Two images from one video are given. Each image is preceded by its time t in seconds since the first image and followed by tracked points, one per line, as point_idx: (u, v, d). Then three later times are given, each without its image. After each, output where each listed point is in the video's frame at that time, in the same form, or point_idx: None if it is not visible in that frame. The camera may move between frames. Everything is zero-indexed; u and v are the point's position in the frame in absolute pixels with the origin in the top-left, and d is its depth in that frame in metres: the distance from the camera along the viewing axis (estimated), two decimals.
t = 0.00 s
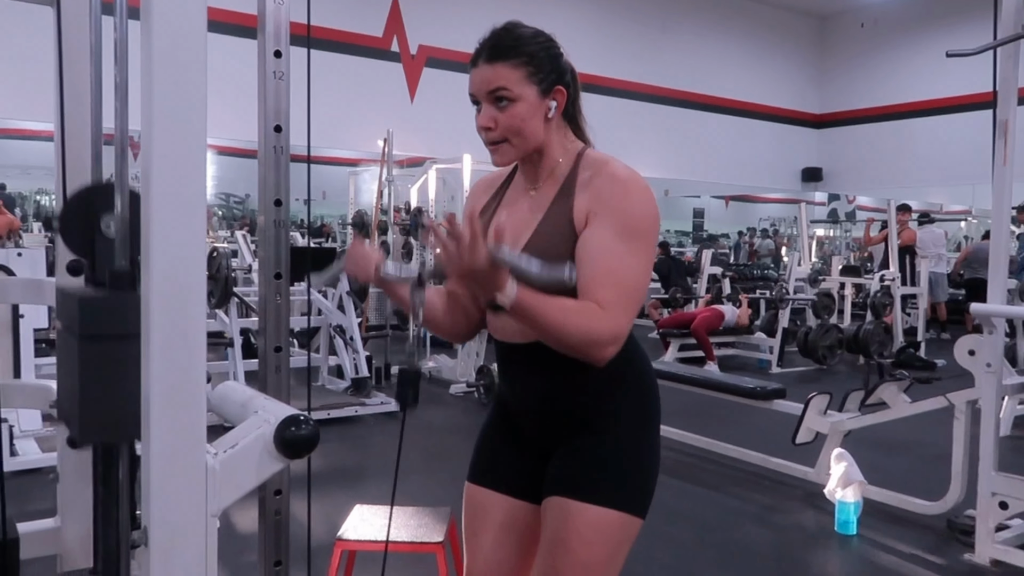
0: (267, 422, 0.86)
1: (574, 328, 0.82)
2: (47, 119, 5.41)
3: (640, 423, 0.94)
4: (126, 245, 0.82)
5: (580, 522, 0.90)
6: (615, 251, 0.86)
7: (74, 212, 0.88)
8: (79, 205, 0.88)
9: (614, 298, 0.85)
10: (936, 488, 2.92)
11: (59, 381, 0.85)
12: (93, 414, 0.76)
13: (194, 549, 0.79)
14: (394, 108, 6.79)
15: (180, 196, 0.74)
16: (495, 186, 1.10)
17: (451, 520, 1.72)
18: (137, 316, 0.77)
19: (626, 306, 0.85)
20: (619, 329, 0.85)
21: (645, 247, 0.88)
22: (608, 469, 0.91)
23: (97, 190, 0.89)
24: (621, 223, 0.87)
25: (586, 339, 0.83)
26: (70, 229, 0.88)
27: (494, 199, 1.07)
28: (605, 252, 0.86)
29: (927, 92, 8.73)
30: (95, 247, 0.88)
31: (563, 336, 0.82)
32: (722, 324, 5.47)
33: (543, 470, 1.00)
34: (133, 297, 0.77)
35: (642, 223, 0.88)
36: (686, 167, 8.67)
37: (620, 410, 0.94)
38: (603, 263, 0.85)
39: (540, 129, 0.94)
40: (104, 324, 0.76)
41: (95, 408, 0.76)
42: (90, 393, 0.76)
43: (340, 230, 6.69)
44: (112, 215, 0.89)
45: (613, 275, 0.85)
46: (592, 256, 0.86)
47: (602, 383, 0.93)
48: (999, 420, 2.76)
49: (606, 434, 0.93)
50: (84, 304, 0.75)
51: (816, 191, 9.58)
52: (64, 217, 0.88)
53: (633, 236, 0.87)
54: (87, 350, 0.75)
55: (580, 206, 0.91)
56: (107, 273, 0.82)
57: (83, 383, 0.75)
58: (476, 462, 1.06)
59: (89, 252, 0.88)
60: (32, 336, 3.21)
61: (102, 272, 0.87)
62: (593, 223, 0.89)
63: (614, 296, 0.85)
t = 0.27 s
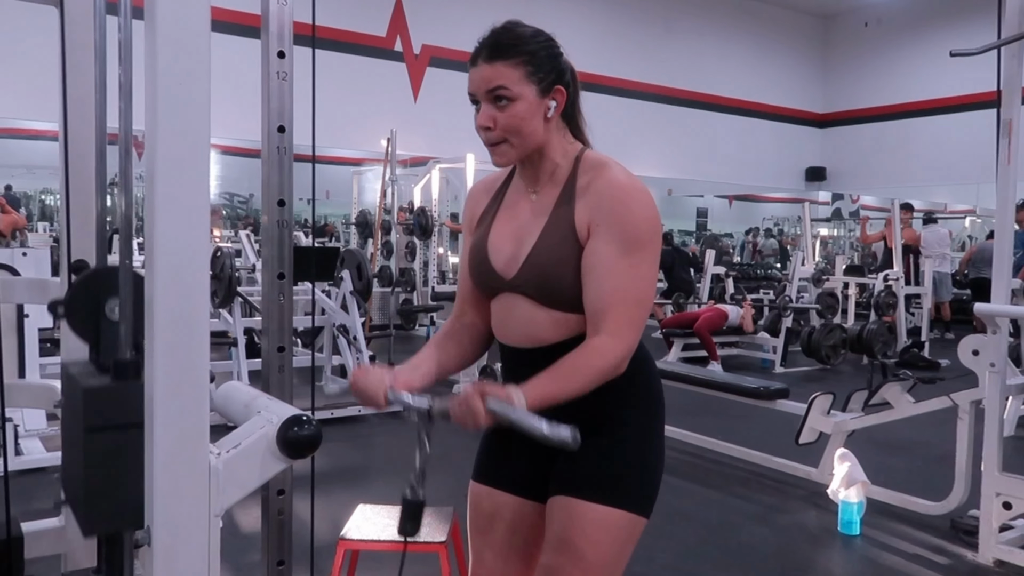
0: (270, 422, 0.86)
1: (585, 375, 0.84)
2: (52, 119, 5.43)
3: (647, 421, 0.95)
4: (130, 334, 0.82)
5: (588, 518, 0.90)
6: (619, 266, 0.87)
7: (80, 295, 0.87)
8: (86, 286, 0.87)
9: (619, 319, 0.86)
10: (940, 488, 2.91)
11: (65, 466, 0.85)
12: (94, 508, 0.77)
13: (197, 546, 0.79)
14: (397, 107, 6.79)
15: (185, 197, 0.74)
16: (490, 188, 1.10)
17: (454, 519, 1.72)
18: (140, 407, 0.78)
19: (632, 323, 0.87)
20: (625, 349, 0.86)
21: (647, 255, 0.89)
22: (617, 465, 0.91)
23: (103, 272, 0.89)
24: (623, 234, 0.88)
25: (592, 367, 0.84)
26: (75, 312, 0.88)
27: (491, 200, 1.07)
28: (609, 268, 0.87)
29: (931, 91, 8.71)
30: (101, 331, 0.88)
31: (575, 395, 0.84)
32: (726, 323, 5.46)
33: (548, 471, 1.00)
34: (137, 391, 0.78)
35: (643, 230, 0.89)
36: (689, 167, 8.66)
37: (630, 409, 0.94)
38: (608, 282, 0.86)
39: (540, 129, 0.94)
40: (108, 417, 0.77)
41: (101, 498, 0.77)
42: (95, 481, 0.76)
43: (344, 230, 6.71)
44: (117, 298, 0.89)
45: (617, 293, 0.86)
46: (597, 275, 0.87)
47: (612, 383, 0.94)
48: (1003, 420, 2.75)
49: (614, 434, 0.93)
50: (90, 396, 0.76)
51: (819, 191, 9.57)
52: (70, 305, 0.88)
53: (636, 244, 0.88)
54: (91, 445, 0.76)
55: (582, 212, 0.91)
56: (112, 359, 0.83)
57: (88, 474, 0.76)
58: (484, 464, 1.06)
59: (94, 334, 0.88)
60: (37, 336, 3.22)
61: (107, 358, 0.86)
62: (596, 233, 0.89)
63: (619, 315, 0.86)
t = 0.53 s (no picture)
0: (269, 419, 0.86)
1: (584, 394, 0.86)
2: (52, 118, 5.44)
3: (647, 422, 0.95)
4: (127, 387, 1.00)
5: (585, 517, 0.90)
6: (609, 273, 0.87)
7: (77, 346, 1.05)
8: (86, 334, 1.05)
9: (610, 327, 0.87)
10: (939, 487, 2.92)
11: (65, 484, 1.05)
12: (89, 533, 0.98)
13: (195, 543, 0.79)
14: (397, 106, 6.79)
15: (183, 196, 0.74)
16: (483, 185, 1.10)
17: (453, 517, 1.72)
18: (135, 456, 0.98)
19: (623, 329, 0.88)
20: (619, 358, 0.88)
21: (638, 257, 0.89)
22: (615, 465, 0.92)
23: (102, 320, 1.06)
24: (613, 238, 0.87)
25: (588, 379, 0.86)
26: (75, 357, 1.05)
27: (484, 198, 1.07)
28: (601, 275, 0.87)
29: (930, 90, 8.72)
30: (99, 373, 1.06)
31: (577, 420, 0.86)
32: (725, 323, 5.47)
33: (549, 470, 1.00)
34: (132, 440, 0.97)
35: (633, 232, 0.89)
36: (689, 166, 8.66)
37: (630, 411, 0.94)
38: (600, 290, 0.87)
39: (532, 129, 0.94)
40: (107, 467, 0.96)
41: (101, 525, 0.98)
42: (96, 512, 0.97)
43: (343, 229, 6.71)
44: (115, 344, 1.06)
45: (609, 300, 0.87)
46: (589, 283, 0.87)
47: (614, 385, 0.94)
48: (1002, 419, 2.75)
49: (615, 435, 0.93)
50: (91, 443, 0.95)
51: (819, 190, 9.58)
52: (70, 353, 1.05)
53: (626, 247, 0.88)
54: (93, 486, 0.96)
55: (571, 212, 0.91)
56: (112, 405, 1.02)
57: (88, 506, 0.96)
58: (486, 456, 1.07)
59: (94, 376, 1.07)
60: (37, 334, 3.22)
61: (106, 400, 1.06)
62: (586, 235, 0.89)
63: (612, 322, 0.87)
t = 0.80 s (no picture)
0: (273, 425, 0.85)
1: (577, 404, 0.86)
2: (52, 125, 5.43)
3: (648, 428, 0.95)
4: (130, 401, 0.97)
5: (589, 524, 0.91)
6: (598, 278, 0.86)
7: (80, 364, 1.03)
8: (89, 353, 1.03)
9: (599, 334, 0.86)
10: (940, 490, 2.91)
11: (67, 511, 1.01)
12: (95, 559, 0.92)
13: (199, 552, 0.79)
14: (397, 111, 6.80)
15: (186, 201, 0.74)
16: (478, 187, 1.09)
17: (455, 523, 1.72)
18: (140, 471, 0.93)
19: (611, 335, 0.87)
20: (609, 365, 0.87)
21: (628, 261, 0.88)
22: (616, 471, 0.92)
23: (105, 337, 1.04)
24: (601, 243, 0.86)
25: (580, 386, 0.86)
26: (78, 377, 1.03)
27: (479, 200, 1.06)
28: (589, 280, 0.86)
29: (928, 93, 8.74)
30: (103, 391, 1.04)
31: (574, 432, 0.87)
32: (725, 326, 5.47)
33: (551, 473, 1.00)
34: (135, 456, 0.93)
35: (624, 236, 0.87)
36: (688, 169, 8.67)
37: (631, 416, 0.94)
38: (588, 295, 0.86)
39: (524, 132, 0.93)
40: (111, 483, 0.92)
41: (105, 550, 0.92)
42: (97, 535, 0.92)
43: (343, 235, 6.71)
44: (117, 361, 1.04)
45: (597, 305, 0.86)
46: (577, 290, 0.86)
47: (616, 391, 0.93)
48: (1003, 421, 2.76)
49: (614, 438, 0.93)
50: (93, 462, 0.91)
51: (818, 194, 9.58)
52: (72, 371, 1.03)
53: (617, 252, 0.87)
54: (96, 506, 0.91)
55: (560, 216, 0.90)
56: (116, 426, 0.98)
57: (90, 529, 0.91)
58: (488, 459, 1.07)
59: (97, 395, 1.04)
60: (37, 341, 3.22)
61: (108, 419, 1.03)
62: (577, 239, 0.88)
63: (599, 329, 0.86)
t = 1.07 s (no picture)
0: (277, 421, 0.85)
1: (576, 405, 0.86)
2: (54, 124, 5.43)
3: (650, 423, 0.95)
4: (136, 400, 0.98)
5: (593, 518, 0.91)
6: (593, 277, 0.86)
7: (84, 365, 1.04)
8: (92, 353, 1.04)
9: (593, 333, 0.86)
10: (943, 485, 2.91)
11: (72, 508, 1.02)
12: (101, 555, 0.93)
13: (205, 545, 0.79)
14: (399, 110, 6.80)
15: (190, 199, 0.74)
16: (478, 183, 1.09)
17: (458, 519, 1.72)
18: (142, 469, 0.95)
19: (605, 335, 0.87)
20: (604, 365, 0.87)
21: (623, 259, 0.88)
22: (617, 466, 0.92)
23: (110, 336, 1.06)
24: (596, 241, 0.86)
25: (576, 384, 0.86)
26: (82, 377, 1.04)
27: (479, 196, 1.07)
28: (584, 279, 0.86)
29: (930, 89, 8.72)
30: (107, 390, 1.05)
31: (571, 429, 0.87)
32: (727, 322, 5.46)
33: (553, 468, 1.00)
34: (139, 453, 0.94)
35: (619, 234, 0.87)
36: (690, 166, 8.66)
37: (632, 409, 0.94)
38: (583, 295, 0.86)
39: (521, 129, 0.93)
40: (115, 481, 0.93)
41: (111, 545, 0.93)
42: (103, 531, 0.93)
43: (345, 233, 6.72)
44: (122, 359, 1.06)
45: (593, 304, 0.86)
46: (572, 289, 0.86)
47: (617, 386, 0.93)
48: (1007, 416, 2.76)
49: (616, 432, 0.93)
50: (98, 459, 0.92)
51: (820, 190, 9.57)
52: (76, 371, 1.04)
53: (614, 250, 0.87)
54: (100, 504, 0.93)
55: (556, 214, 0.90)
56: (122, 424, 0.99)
57: (96, 525, 0.92)
58: (491, 453, 1.07)
59: (101, 395, 1.05)
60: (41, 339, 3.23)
61: (113, 420, 1.04)
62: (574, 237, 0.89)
63: (592, 328, 0.86)
